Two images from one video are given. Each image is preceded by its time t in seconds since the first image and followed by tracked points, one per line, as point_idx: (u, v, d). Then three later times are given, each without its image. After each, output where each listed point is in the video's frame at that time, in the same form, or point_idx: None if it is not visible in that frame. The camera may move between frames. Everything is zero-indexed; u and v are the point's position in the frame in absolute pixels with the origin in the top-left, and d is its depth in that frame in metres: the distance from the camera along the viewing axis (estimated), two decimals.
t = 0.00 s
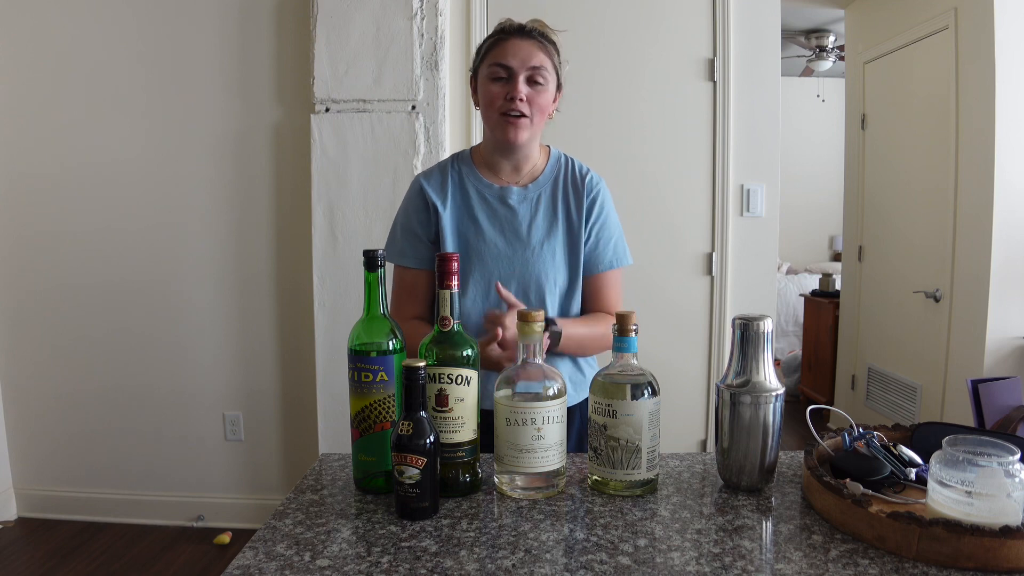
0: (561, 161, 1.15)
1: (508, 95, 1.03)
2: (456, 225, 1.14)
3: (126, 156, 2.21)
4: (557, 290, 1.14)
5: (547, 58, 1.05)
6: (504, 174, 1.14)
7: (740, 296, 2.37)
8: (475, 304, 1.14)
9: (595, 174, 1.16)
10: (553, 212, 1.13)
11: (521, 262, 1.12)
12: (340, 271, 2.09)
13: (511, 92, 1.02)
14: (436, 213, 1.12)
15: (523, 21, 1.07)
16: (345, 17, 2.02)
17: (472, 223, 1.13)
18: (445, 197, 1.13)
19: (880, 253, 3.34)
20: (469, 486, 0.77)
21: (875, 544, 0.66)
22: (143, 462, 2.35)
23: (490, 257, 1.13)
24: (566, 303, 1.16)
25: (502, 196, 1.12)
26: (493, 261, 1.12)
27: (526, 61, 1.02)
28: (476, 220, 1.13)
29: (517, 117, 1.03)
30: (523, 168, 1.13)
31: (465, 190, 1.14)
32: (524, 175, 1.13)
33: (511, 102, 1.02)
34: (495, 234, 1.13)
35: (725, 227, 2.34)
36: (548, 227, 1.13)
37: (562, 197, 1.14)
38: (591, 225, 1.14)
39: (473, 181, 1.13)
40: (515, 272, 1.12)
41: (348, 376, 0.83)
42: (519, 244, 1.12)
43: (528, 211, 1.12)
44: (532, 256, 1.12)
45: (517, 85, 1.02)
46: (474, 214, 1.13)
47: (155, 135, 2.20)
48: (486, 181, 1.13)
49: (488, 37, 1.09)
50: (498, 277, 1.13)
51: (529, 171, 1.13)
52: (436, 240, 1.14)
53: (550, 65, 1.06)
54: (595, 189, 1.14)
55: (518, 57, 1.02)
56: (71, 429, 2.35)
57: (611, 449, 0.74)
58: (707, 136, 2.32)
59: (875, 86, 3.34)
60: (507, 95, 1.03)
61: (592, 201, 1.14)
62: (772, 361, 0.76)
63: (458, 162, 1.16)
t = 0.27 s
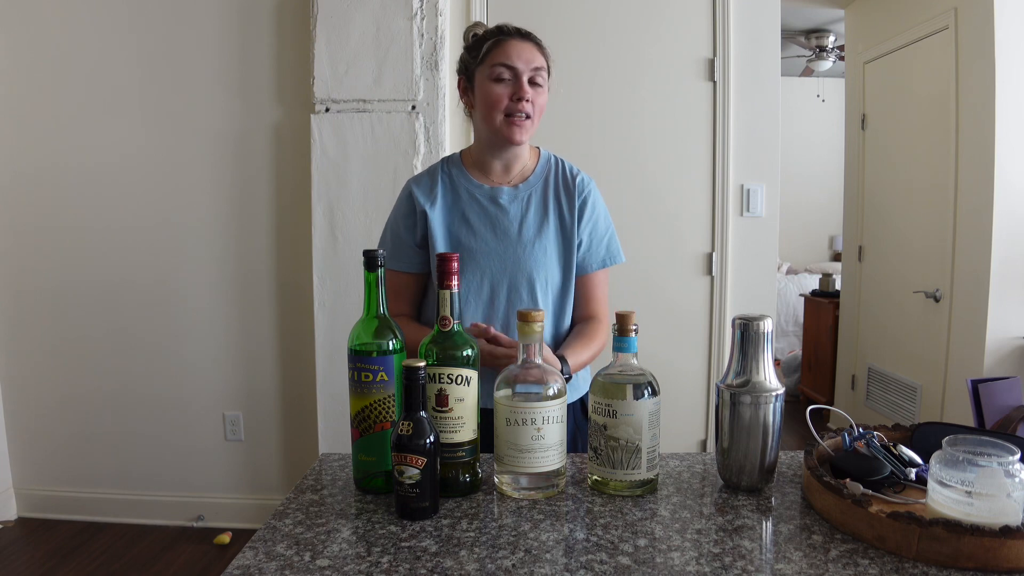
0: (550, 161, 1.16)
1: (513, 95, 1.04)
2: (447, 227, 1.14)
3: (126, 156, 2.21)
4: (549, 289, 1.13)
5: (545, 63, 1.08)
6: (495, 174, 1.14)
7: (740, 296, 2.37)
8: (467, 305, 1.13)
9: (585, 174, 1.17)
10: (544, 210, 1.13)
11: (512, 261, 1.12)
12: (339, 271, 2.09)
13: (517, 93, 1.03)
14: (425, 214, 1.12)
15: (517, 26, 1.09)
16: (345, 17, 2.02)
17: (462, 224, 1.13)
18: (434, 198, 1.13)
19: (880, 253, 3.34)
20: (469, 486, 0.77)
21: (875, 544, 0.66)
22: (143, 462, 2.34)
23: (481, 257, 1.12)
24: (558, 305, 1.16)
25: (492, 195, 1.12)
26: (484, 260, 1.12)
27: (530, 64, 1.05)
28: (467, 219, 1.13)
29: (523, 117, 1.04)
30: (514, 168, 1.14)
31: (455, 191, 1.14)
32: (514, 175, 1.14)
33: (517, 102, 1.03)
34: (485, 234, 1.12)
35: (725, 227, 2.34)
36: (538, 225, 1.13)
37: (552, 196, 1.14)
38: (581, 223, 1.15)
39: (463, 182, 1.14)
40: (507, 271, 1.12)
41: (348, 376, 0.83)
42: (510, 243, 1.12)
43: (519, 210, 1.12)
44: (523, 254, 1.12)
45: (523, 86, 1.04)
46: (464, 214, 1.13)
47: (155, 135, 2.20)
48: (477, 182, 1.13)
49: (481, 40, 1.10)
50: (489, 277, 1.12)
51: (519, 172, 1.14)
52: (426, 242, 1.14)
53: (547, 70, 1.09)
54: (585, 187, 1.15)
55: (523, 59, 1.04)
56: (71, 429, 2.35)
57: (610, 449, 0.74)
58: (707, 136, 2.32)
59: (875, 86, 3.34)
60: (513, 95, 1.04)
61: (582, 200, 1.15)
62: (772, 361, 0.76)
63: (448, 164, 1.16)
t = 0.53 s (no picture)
0: (541, 162, 1.16)
1: (512, 96, 1.04)
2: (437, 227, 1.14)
3: (126, 156, 2.21)
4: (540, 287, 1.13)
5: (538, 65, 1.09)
6: (487, 173, 1.14)
7: (740, 296, 2.37)
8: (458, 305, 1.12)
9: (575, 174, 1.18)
10: (534, 210, 1.13)
11: (502, 259, 1.11)
12: (339, 271, 2.09)
13: (515, 94, 1.04)
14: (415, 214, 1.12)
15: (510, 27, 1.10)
16: (345, 17, 2.02)
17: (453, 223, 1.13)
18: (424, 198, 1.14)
19: (880, 253, 3.34)
20: (469, 487, 0.77)
21: (875, 544, 0.66)
22: (143, 462, 2.34)
23: (471, 255, 1.12)
24: (550, 306, 1.15)
25: (483, 194, 1.12)
26: (475, 259, 1.12)
27: (526, 65, 1.05)
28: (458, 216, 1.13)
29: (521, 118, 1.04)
30: (506, 168, 1.13)
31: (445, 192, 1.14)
32: (506, 175, 1.14)
33: (515, 103, 1.04)
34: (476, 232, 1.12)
35: (725, 227, 2.34)
36: (529, 224, 1.13)
37: (543, 195, 1.14)
38: (571, 222, 1.15)
39: (453, 182, 1.14)
40: (497, 270, 1.11)
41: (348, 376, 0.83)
42: (501, 241, 1.12)
43: (509, 209, 1.12)
44: (514, 253, 1.12)
45: (520, 88, 1.04)
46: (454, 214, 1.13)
47: (155, 135, 2.20)
48: (467, 181, 1.14)
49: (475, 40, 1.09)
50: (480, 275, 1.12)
51: (510, 172, 1.14)
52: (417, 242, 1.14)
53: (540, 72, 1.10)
54: (575, 187, 1.15)
55: (520, 60, 1.05)
56: (71, 429, 2.35)
57: (611, 449, 0.74)
58: (707, 136, 2.32)
59: (875, 86, 3.34)
60: (511, 96, 1.04)
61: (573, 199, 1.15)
62: (772, 361, 0.76)
63: (440, 166, 1.17)
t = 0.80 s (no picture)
0: (538, 162, 1.16)
1: (484, 101, 1.04)
2: (435, 223, 1.14)
3: (126, 156, 2.21)
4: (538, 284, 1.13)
5: (523, 63, 1.06)
6: (483, 173, 1.14)
7: (739, 296, 2.37)
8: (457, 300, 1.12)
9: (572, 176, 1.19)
10: (532, 208, 1.14)
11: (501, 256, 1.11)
12: (339, 271, 2.09)
13: (485, 99, 1.03)
14: (414, 209, 1.12)
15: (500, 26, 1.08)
16: (345, 17, 2.02)
17: (452, 219, 1.13)
18: (423, 194, 1.13)
19: (880, 253, 3.34)
20: (469, 486, 0.77)
21: (874, 544, 0.66)
22: (143, 462, 2.34)
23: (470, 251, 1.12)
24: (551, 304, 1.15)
25: (481, 192, 1.13)
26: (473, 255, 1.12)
27: (499, 68, 1.03)
28: (456, 212, 1.13)
29: (493, 123, 1.04)
30: (502, 168, 1.14)
31: (443, 188, 1.14)
32: (503, 175, 1.14)
33: (487, 108, 1.04)
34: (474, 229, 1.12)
35: (725, 227, 2.34)
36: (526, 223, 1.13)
37: (540, 194, 1.15)
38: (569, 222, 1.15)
39: (452, 179, 1.14)
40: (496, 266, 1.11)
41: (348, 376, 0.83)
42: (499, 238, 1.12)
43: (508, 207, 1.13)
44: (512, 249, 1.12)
45: (492, 92, 1.03)
46: (453, 210, 1.13)
47: (155, 135, 2.20)
48: (466, 179, 1.14)
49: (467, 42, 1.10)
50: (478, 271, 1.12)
51: (507, 171, 1.14)
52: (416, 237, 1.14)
53: (526, 69, 1.07)
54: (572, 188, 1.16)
55: (492, 64, 1.03)
56: (71, 429, 2.35)
57: (611, 449, 0.74)
58: (707, 136, 2.32)
59: (875, 85, 3.34)
60: (482, 102, 1.04)
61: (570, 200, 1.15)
62: (772, 361, 0.76)
63: (437, 163, 1.17)
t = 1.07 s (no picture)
0: (534, 162, 1.16)
1: (482, 106, 1.04)
2: (432, 222, 1.13)
3: (126, 156, 2.21)
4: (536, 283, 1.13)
5: (519, 66, 1.06)
6: (481, 173, 1.15)
7: (739, 296, 2.37)
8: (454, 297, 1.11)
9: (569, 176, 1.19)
10: (529, 208, 1.14)
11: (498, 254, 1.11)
12: (339, 271, 2.09)
13: (484, 104, 1.04)
14: (410, 209, 1.12)
15: (495, 27, 1.07)
16: (345, 17, 2.02)
17: (449, 218, 1.13)
18: (420, 194, 1.13)
19: (879, 253, 3.34)
20: (469, 486, 0.77)
21: (875, 544, 0.66)
22: (143, 462, 2.34)
23: (466, 250, 1.11)
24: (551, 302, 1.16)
25: (478, 191, 1.13)
26: (470, 253, 1.11)
27: (497, 73, 1.03)
28: (453, 211, 1.13)
29: (492, 128, 1.05)
30: (499, 169, 1.14)
31: (441, 188, 1.14)
32: (500, 175, 1.15)
33: (486, 113, 1.04)
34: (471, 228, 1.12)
35: (725, 227, 2.34)
36: (524, 222, 1.13)
37: (537, 194, 1.15)
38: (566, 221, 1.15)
39: (449, 179, 1.14)
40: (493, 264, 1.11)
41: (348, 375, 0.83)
42: (496, 236, 1.11)
43: (505, 207, 1.13)
44: (510, 248, 1.11)
45: (490, 97, 1.03)
46: (450, 210, 1.13)
47: (155, 135, 2.20)
48: (463, 179, 1.14)
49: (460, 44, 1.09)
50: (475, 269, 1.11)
51: (504, 172, 1.15)
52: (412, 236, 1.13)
53: (522, 72, 1.07)
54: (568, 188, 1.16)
55: (489, 69, 1.03)
56: (70, 429, 2.35)
57: (610, 449, 0.74)
58: (707, 136, 2.32)
59: (875, 85, 3.34)
60: (481, 107, 1.04)
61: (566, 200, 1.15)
62: (772, 361, 0.76)
63: (434, 164, 1.17)
